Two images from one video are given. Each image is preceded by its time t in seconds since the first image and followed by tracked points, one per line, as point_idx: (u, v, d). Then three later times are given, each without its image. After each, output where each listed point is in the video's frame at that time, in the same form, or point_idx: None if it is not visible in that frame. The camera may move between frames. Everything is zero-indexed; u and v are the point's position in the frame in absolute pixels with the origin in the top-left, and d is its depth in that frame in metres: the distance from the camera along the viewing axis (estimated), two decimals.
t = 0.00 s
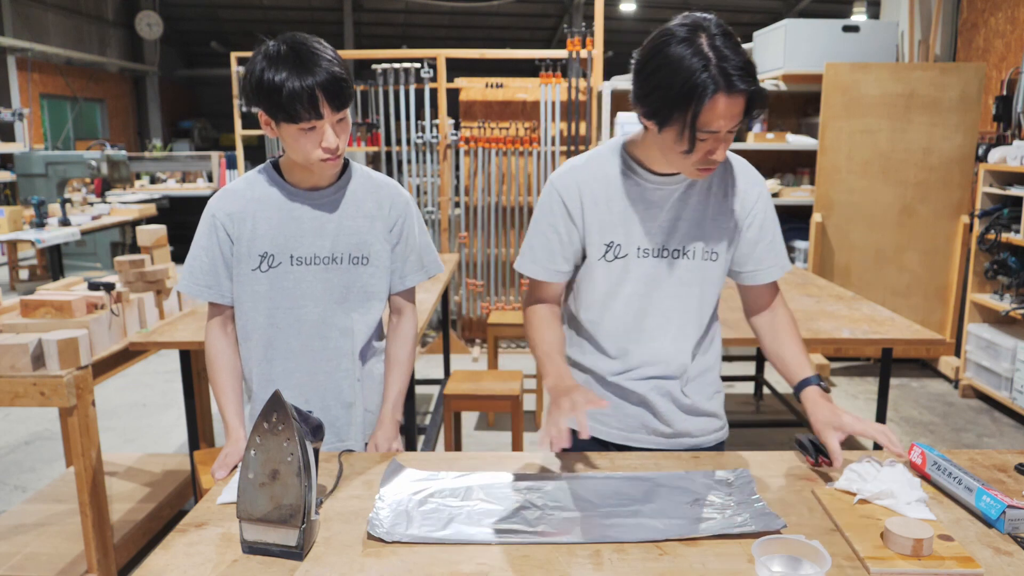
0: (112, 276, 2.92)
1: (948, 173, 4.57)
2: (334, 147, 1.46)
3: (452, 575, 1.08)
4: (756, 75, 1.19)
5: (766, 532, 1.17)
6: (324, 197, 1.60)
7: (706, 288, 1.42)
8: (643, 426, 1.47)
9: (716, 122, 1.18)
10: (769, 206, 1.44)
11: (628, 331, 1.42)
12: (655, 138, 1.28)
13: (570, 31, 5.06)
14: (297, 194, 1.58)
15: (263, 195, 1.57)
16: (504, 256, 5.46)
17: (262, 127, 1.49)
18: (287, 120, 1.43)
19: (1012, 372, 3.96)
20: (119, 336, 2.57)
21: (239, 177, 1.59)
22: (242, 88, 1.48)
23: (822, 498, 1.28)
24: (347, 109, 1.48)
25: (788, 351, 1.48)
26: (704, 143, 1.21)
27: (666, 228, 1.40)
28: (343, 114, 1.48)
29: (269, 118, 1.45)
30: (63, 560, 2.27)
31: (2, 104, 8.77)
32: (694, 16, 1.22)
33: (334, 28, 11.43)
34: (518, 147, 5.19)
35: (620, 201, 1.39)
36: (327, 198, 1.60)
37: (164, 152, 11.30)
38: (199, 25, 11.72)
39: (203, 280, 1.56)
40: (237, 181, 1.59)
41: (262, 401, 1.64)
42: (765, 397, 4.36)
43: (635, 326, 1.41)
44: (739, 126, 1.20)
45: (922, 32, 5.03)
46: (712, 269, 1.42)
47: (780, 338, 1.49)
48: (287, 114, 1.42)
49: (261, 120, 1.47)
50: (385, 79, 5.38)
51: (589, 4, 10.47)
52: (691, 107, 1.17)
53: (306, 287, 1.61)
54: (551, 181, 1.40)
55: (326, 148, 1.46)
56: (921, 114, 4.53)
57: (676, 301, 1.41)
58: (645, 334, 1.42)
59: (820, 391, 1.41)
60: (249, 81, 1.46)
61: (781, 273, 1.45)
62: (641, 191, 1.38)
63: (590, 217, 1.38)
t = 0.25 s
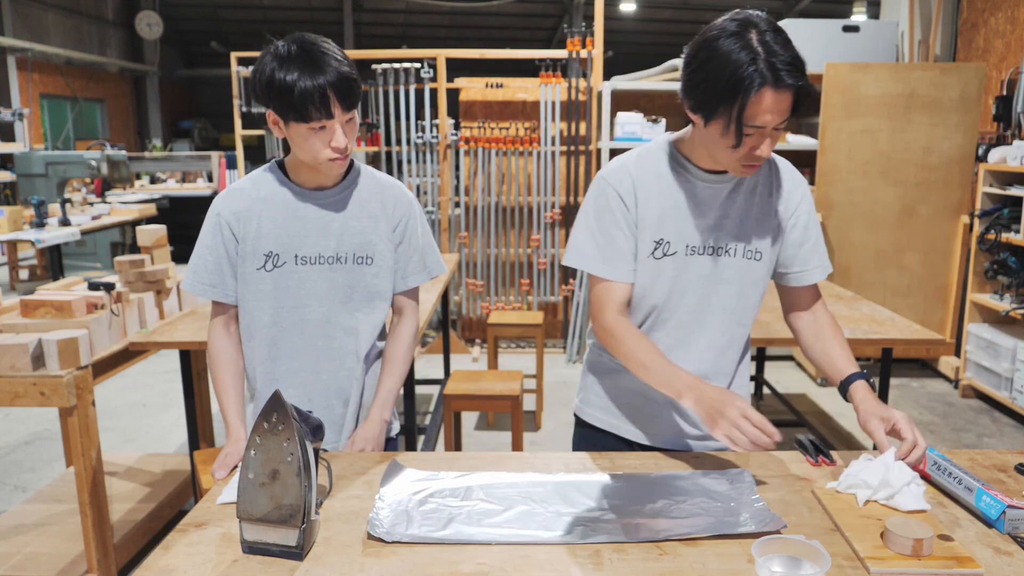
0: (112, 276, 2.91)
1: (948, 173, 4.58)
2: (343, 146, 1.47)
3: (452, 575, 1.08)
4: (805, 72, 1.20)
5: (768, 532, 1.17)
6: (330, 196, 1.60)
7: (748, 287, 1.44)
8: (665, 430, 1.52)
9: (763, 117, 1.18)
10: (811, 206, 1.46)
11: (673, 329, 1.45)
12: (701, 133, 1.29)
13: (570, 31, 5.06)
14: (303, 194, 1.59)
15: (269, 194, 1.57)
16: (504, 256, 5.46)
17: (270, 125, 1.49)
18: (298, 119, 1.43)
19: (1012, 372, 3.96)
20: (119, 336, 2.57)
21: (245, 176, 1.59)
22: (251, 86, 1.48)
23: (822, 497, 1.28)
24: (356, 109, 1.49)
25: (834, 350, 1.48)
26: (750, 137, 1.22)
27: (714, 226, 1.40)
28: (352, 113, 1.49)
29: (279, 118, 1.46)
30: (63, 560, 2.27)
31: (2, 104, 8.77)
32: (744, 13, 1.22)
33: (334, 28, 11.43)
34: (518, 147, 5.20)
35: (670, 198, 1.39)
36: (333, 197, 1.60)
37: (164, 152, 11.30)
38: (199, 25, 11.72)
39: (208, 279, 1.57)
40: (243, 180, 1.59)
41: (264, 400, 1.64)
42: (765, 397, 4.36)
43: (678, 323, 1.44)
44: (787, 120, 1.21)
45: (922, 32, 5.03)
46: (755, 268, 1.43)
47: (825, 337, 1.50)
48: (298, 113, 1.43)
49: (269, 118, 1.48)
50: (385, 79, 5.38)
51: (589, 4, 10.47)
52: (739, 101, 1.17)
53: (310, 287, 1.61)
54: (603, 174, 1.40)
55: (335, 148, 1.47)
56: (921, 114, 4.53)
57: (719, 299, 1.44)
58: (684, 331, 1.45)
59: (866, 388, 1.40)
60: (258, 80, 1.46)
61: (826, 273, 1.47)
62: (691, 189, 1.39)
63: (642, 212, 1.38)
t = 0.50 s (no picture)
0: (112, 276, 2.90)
1: (948, 173, 4.58)
2: (352, 145, 1.48)
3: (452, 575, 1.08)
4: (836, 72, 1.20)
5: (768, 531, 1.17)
6: (335, 196, 1.60)
7: (775, 284, 1.45)
8: (688, 431, 1.50)
9: (794, 116, 1.18)
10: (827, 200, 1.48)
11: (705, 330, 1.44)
12: (729, 131, 1.29)
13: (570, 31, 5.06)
14: (308, 194, 1.59)
15: (275, 193, 1.58)
16: (504, 256, 5.46)
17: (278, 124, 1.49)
18: (306, 118, 1.44)
19: (1012, 372, 3.96)
20: (119, 336, 2.57)
21: (251, 176, 1.60)
22: (258, 85, 1.48)
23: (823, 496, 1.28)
24: (364, 108, 1.50)
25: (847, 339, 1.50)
26: (779, 136, 1.22)
27: (747, 225, 1.41)
28: (360, 113, 1.50)
29: (288, 116, 1.46)
30: (63, 560, 2.27)
31: (2, 104, 8.78)
32: (773, 12, 1.22)
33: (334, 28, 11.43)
34: (518, 147, 5.20)
35: (709, 197, 1.38)
36: (339, 197, 1.60)
37: (164, 152, 11.30)
38: (199, 25, 11.72)
39: (213, 279, 1.58)
40: (249, 180, 1.60)
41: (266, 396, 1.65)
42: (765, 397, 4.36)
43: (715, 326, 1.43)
44: (815, 120, 1.21)
45: (922, 32, 4.96)
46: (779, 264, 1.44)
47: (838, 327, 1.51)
48: (308, 112, 1.43)
49: (277, 117, 1.48)
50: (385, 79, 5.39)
51: (589, 4, 10.47)
52: (770, 100, 1.18)
53: (314, 287, 1.62)
54: (645, 180, 1.36)
55: (343, 147, 1.47)
56: (921, 114, 4.53)
57: (751, 298, 1.44)
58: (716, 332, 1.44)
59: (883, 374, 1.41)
60: (266, 79, 1.46)
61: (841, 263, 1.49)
62: (727, 188, 1.38)
63: (689, 212, 1.36)
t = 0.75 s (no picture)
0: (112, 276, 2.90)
1: (948, 173, 4.58)
2: (358, 145, 1.48)
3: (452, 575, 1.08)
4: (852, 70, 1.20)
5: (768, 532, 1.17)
6: (342, 195, 1.60)
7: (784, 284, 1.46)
8: (697, 432, 1.50)
9: (811, 113, 1.18)
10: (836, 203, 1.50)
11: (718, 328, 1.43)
12: (746, 129, 1.29)
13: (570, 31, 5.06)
14: (314, 194, 1.59)
15: (281, 193, 1.57)
16: (504, 256, 5.46)
17: (285, 122, 1.50)
18: (313, 117, 1.44)
19: (1012, 372, 3.96)
20: (119, 336, 2.57)
21: (257, 176, 1.59)
22: (264, 83, 1.48)
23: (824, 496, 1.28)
24: (369, 107, 1.50)
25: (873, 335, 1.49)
26: (795, 133, 1.22)
27: (759, 224, 1.41)
28: (365, 111, 1.50)
29: (294, 115, 1.46)
30: (63, 560, 2.27)
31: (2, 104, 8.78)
32: (789, 11, 1.23)
33: (334, 27, 11.43)
34: (518, 147, 5.20)
35: (722, 194, 1.38)
36: (346, 196, 1.60)
37: (164, 152, 11.31)
38: (199, 25, 11.72)
39: (219, 279, 1.57)
40: (255, 179, 1.60)
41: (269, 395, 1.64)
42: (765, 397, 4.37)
43: (728, 323, 1.42)
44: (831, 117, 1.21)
45: (922, 32, 4.96)
46: (789, 265, 1.45)
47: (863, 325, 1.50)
48: (315, 111, 1.43)
49: (283, 115, 1.48)
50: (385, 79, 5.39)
51: (589, 4, 10.46)
52: (785, 97, 1.18)
53: (320, 286, 1.61)
54: (658, 173, 1.36)
55: (349, 146, 1.48)
56: (921, 114, 4.53)
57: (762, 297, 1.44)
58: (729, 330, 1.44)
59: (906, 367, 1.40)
60: (272, 78, 1.46)
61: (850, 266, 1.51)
62: (740, 187, 1.39)
63: (702, 208, 1.36)
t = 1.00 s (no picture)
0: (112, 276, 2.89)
1: (948, 173, 4.58)
2: (365, 143, 1.48)
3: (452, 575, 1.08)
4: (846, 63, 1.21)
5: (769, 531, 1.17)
6: (349, 195, 1.60)
7: (785, 281, 1.45)
8: (701, 432, 1.50)
9: (807, 103, 1.19)
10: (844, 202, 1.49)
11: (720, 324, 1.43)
12: (745, 124, 1.30)
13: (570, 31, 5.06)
14: (321, 193, 1.59)
15: (288, 193, 1.58)
16: (504, 256, 5.46)
17: (292, 123, 1.49)
18: (321, 116, 1.44)
19: (1012, 372, 3.96)
20: (119, 336, 2.57)
21: (264, 176, 1.60)
22: (271, 84, 1.49)
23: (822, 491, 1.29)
24: (376, 106, 1.50)
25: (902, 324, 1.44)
26: (793, 125, 1.22)
27: (758, 219, 1.41)
28: (373, 110, 1.50)
29: (301, 115, 1.46)
30: (63, 560, 2.27)
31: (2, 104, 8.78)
32: (784, 8, 1.24)
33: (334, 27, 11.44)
34: (518, 147, 5.20)
35: (720, 187, 1.39)
36: (352, 196, 1.60)
37: (164, 152, 11.31)
38: (199, 25, 11.72)
39: (225, 278, 1.58)
40: (262, 178, 1.60)
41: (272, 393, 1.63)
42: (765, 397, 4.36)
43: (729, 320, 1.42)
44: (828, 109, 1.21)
45: (922, 32, 4.96)
46: (791, 262, 1.44)
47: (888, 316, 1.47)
48: (322, 108, 1.43)
49: (291, 115, 1.48)
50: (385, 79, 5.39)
51: (589, 4, 10.46)
52: (780, 89, 1.19)
53: (326, 287, 1.61)
54: (655, 163, 1.39)
55: (357, 144, 1.47)
56: (921, 114, 4.53)
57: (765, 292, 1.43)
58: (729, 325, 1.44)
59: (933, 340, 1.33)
60: (279, 78, 1.47)
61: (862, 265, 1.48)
62: (738, 180, 1.40)
63: (699, 199, 1.37)
